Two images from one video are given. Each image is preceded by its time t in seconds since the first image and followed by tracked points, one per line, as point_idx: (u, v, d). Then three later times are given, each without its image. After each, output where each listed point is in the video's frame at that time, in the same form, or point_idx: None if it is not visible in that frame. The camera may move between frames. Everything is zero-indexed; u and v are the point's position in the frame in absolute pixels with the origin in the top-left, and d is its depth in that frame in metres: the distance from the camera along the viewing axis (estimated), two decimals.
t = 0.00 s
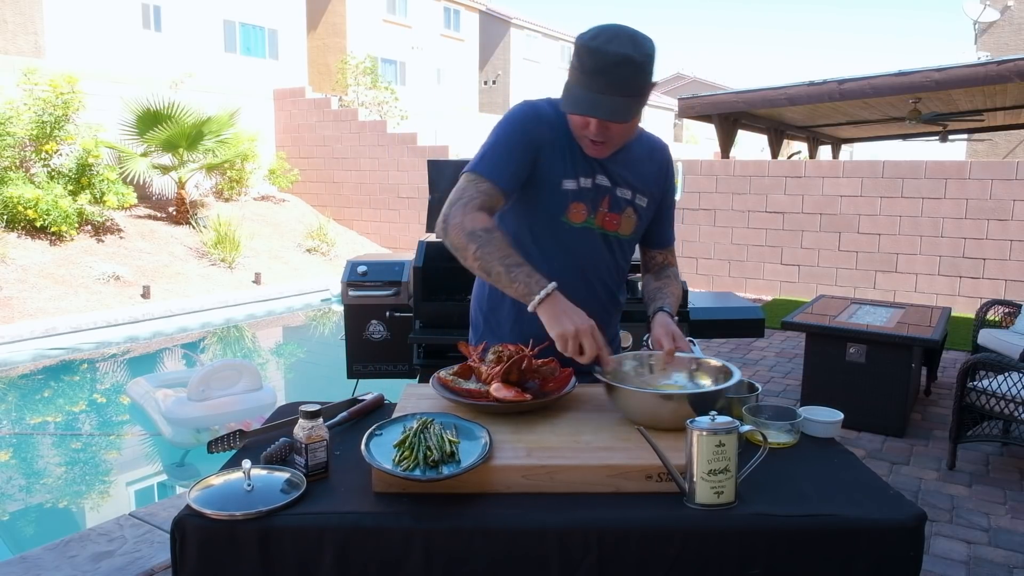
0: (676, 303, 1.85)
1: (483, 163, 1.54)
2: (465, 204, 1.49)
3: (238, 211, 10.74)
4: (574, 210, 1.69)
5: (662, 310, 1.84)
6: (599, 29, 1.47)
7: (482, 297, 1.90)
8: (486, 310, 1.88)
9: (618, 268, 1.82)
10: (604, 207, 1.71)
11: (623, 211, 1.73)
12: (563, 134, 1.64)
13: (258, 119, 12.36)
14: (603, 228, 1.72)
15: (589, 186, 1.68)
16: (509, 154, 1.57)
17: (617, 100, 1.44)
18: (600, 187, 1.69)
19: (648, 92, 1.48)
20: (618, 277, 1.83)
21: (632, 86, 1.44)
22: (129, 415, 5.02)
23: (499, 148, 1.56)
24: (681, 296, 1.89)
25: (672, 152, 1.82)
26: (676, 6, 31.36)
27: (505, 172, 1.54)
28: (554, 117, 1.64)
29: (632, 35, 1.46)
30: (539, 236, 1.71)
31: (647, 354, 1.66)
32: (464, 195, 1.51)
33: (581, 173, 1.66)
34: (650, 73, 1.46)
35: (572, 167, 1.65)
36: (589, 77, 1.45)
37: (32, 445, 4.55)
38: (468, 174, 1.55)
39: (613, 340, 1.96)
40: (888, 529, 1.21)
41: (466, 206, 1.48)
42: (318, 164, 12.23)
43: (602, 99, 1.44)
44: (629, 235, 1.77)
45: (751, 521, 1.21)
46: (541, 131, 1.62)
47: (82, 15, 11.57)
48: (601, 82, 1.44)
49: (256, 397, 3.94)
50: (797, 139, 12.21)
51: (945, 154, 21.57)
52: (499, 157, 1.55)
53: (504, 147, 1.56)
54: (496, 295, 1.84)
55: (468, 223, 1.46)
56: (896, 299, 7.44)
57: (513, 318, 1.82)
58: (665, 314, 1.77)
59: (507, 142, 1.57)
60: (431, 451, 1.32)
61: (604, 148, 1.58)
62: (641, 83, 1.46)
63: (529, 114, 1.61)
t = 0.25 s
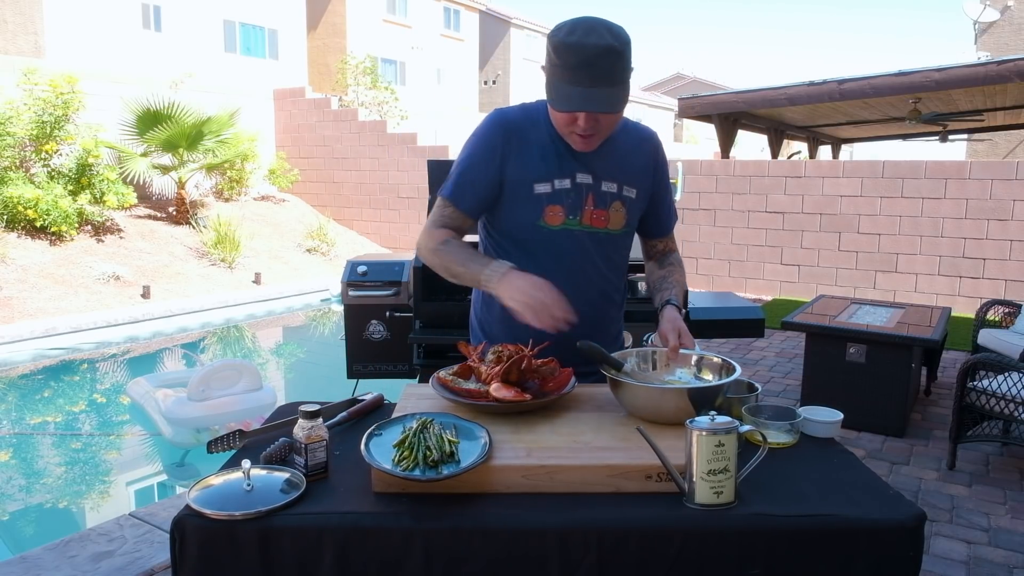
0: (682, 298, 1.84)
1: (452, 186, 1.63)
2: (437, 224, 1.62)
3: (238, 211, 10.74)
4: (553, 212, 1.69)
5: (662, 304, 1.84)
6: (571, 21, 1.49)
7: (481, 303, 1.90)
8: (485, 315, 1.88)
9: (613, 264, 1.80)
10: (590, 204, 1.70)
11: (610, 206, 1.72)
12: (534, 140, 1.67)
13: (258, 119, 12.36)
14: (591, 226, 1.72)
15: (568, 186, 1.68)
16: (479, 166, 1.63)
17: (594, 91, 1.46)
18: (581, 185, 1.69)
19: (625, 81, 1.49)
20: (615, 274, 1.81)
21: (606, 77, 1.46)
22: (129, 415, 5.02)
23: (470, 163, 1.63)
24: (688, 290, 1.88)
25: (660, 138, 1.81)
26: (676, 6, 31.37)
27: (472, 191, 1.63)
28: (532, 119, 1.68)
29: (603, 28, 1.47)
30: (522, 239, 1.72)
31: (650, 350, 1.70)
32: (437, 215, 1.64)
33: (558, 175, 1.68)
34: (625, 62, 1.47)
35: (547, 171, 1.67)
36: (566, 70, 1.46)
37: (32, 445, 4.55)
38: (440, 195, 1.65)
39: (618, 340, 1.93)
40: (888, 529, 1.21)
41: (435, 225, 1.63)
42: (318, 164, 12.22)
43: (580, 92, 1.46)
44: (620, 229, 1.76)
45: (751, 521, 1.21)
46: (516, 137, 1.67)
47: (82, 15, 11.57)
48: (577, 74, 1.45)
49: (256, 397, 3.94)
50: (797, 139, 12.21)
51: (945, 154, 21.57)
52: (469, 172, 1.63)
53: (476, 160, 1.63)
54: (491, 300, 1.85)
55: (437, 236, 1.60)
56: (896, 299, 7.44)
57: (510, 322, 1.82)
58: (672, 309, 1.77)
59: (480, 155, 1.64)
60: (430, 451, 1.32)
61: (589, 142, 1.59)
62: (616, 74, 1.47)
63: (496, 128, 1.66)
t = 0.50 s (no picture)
0: (679, 288, 1.84)
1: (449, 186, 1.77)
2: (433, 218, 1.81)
3: (238, 211, 10.74)
4: (545, 206, 1.70)
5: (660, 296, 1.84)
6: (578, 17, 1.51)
7: (484, 303, 1.89)
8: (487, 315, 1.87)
9: (615, 261, 1.77)
10: (585, 199, 1.70)
11: (608, 201, 1.72)
12: (528, 137, 1.72)
13: (258, 119, 12.35)
14: (588, 221, 1.71)
15: (561, 181, 1.70)
16: (474, 164, 1.75)
17: (595, 83, 1.45)
18: (576, 180, 1.70)
19: (631, 75, 1.49)
20: (617, 273, 1.78)
21: (608, 71, 1.46)
22: (129, 415, 5.02)
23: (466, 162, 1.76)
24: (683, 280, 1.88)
25: (666, 138, 1.80)
26: (676, 6, 31.38)
27: (464, 191, 1.77)
28: (533, 118, 1.73)
29: (609, 24, 1.47)
30: (516, 234, 1.73)
31: (649, 338, 1.69)
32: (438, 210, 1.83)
33: (552, 170, 1.70)
34: (628, 58, 1.47)
35: (540, 166, 1.70)
36: (568, 63, 1.47)
37: (32, 445, 4.55)
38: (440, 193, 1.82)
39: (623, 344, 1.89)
40: (888, 529, 1.21)
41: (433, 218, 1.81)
42: (318, 164, 12.22)
43: (583, 85, 1.46)
44: (621, 225, 1.74)
45: (750, 521, 1.21)
46: (514, 136, 1.72)
47: (82, 15, 11.57)
48: (579, 67, 1.46)
49: (256, 398, 3.94)
50: (797, 139, 12.21)
51: (945, 154, 21.57)
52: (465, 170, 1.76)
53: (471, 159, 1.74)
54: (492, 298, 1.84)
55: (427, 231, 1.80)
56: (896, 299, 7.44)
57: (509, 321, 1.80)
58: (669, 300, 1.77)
59: (477, 153, 1.74)
60: (431, 451, 1.32)
61: (595, 137, 1.60)
62: (619, 68, 1.46)
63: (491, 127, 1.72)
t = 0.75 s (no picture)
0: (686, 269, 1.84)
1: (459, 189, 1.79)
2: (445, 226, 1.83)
3: (238, 211, 10.75)
4: (547, 209, 1.70)
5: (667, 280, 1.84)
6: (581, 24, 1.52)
7: (488, 301, 1.89)
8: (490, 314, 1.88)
9: (616, 266, 1.76)
10: (587, 203, 1.71)
11: (610, 206, 1.72)
12: (533, 140, 1.72)
13: (258, 119, 12.35)
14: (589, 225, 1.71)
15: (565, 185, 1.70)
16: (482, 167, 1.76)
17: (591, 93, 1.46)
18: (579, 185, 1.70)
19: (627, 87, 1.49)
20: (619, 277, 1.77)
21: (605, 81, 1.46)
22: (129, 415, 5.02)
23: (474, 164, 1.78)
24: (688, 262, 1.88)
25: (672, 146, 1.80)
26: (676, 7, 31.38)
27: (471, 196, 1.78)
28: (539, 123, 1.74)
29: (610, 34, 1.47)
30: (519, 236, 1.74)
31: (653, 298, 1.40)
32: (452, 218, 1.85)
33: (555, 174, 1.70)
34: (626, 69, 1.46)
35: (543, 169, 1.71)
36: (566, 70, 1.48)
37: (32, 445, 4.55)
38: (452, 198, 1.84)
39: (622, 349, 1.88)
40: (888, 529, 1.21)
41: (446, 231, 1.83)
42: (317, 164, 12.22)
43: (580, 93, 1.47)
44: (622, 229, 1.74)
45: (750, 521, 1.21)
46: (520, 139, 1.73)
47: (82, 15, 11.58)
48: (576, 74, 1.46)
49: (257, 397, 3.94)
50: (797, 139, 12.21)
51: (944, 154, 21.58)
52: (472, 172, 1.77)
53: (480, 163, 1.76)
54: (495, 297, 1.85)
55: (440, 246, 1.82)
56: (896, 300, 7.44)
57: (509, 320, 1.80)
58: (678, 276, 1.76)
59: (485, 156, 1.76)
60: (431, 451, 1.32)
61: (591, 141, 1.60)
62: (617, 79, 1.47)
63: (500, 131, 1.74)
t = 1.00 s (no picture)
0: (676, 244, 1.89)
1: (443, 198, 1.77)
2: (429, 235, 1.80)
3: (238, 211, 10.74)
4: (539, 206, 1.70)
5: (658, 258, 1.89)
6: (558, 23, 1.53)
7: (481, 301, 1.88)
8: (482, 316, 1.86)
9: (609, 256, 1.77)
10: (577, 196, 1.70)
11: (599, 197, 1.72)
12: (516, 140, 1.72)
13: (258, 119, 12.35)
14: (581, 218, 1.71)
15: (553, 181, 1.69)
16: (465, 173, 1.74)
17: (573, 89, 1.47)
18: (567, 180, 1.70)
19: (607, 82, 1.50)
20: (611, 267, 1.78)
21: (587, 76, 1.46)
22: (129, 415, 5.02)
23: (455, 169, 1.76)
24: (674, 236, 1.93)
25: (649, 134, 1.81)
26: (676, 7, 31.38)
27: (456, 202, 1.75)
28: (521, 122, 1.73)
29: (589, 29, 1.48)
30: (511, 235, 1.73)
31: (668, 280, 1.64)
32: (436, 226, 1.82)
33: (542, 171, 1.70)
34: (607, 62, 1.48)
35: (530, 168, 1.70)
36: (547, 67, 1.49)
37: (32, 445, 4.55)
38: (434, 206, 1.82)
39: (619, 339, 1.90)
40: (889, 529, 1.21)
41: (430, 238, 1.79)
42: (317, 164, 12.22)
43: (564, 88, 1.47)
44: (612, 220, 1.75)
45: (752, 521, 1.21)
46: (503, 140, 1.73)
47: (82, 15, 11.58)
48: (557, 71, 1.47)
49: (257, 397, 3.94)
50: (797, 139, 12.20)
51: (944, 154, 21.59)
52: (457, 178, 1.74)
53: (463, 167, 1.73)
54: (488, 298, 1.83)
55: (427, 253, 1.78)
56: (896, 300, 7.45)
57: (506, 321, 1.79)
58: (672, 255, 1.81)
59: (468, 160, 1.74)
60: (432, 451, 1.32)
61: (571, 136, 1.61)
62: (599, 73, 1.48)
63: (481, 135, 1.73)
